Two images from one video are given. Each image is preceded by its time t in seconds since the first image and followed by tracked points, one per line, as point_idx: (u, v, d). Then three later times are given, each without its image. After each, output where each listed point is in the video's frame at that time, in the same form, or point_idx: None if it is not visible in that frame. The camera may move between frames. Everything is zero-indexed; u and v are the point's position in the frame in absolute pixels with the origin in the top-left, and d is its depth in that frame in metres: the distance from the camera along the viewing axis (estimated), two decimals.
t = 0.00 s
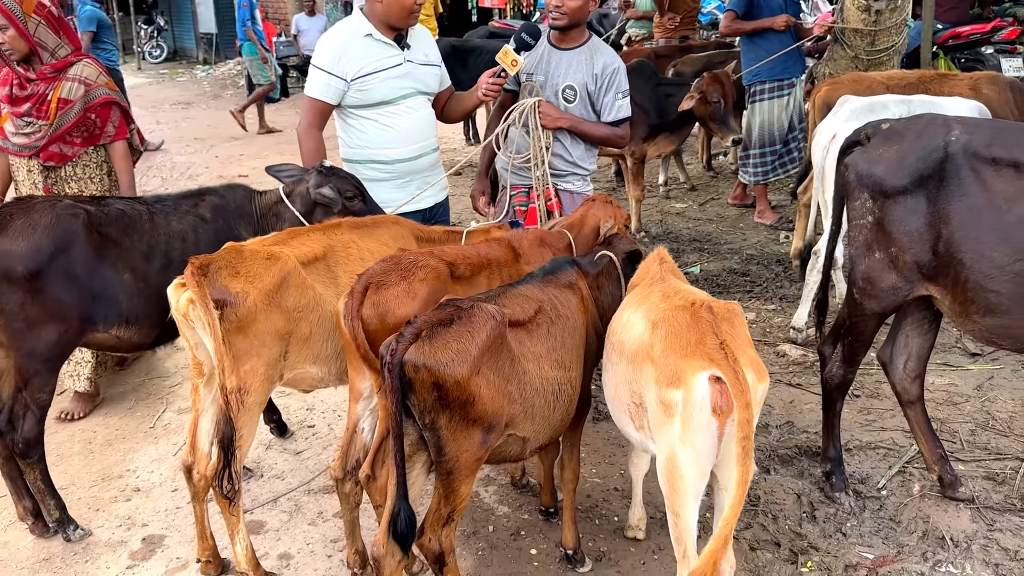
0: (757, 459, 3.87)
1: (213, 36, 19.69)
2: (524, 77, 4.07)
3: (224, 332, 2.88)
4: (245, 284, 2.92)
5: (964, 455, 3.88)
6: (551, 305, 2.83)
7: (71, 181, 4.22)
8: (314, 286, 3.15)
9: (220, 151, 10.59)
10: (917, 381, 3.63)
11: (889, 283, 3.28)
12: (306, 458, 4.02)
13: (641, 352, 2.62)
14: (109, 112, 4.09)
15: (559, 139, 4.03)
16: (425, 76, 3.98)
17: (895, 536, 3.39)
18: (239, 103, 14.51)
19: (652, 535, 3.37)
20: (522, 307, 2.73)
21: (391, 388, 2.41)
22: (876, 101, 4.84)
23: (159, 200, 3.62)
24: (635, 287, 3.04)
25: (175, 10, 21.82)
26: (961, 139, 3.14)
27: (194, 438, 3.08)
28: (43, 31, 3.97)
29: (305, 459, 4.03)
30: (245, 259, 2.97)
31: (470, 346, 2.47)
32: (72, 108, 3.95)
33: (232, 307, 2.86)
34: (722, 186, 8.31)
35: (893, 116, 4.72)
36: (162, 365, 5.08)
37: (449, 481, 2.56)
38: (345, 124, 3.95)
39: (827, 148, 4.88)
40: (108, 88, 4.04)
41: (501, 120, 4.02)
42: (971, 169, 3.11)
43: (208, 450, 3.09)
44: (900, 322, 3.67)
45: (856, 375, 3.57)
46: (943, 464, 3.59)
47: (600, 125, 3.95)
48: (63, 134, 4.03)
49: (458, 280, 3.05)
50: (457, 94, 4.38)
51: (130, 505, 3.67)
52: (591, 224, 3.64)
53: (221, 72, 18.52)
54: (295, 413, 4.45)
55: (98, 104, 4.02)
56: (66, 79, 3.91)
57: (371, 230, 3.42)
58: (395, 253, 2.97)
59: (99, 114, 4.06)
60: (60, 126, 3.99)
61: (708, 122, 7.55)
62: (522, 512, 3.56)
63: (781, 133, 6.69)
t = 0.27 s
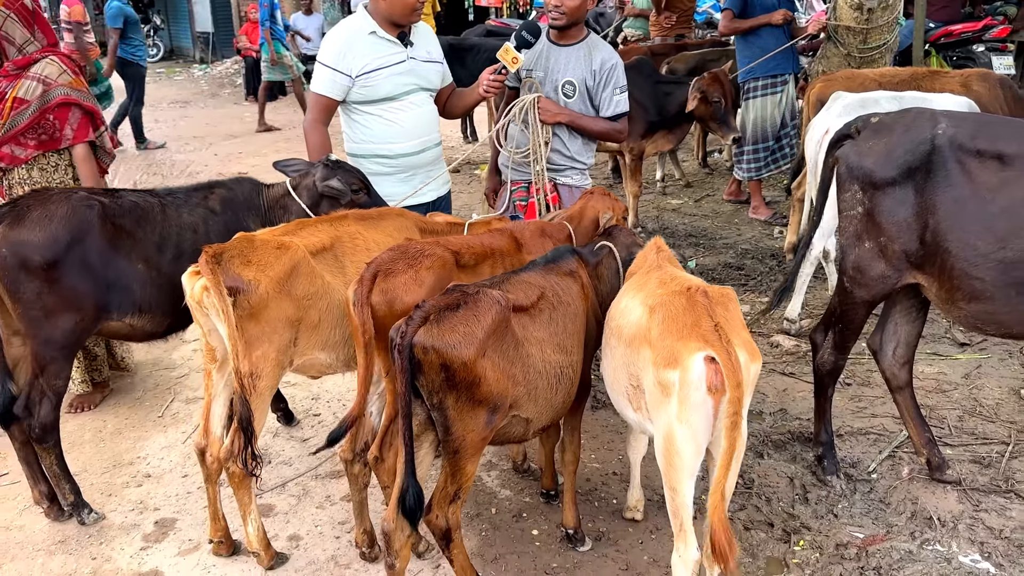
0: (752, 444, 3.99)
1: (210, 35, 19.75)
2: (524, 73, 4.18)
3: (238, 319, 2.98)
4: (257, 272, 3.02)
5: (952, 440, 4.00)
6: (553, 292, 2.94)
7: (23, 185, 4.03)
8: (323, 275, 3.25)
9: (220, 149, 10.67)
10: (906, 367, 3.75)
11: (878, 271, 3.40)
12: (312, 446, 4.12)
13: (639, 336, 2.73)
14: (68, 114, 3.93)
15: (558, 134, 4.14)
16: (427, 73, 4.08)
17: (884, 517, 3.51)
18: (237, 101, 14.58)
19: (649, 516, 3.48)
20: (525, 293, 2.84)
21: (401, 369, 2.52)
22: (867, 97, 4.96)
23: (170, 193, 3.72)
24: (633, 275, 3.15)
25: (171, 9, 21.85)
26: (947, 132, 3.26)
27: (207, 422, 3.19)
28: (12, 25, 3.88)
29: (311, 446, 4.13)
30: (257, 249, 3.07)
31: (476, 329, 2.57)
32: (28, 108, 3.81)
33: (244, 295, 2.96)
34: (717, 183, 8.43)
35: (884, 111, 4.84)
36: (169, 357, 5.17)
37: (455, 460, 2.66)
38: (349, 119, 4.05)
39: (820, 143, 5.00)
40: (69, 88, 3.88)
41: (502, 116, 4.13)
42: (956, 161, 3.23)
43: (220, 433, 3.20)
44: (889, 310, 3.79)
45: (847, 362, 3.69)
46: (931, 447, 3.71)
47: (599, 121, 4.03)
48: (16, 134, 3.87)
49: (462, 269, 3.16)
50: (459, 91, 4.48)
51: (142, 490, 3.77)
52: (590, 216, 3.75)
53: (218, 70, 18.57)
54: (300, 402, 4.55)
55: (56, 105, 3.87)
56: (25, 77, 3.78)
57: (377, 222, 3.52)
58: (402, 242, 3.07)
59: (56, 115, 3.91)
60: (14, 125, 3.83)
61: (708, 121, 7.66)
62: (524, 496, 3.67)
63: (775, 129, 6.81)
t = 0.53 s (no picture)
0: (743, 434, 4.07)
1: (204, 35, 19.77)
2: (519, 70, 4.25)
3: (241, 310, 3.05)
4: (259, 264, 3.09)
5: (939, 429, 4.09)
6: (549, 283, 3.02)
7: None
8: (323, 268, 3.32)
9: (215, 148, 10.72)
10: (893, 357, 3.85)
11: (865, 263, 3.49)
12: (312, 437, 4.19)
13: (632, 324, 2.81)
14: None
15: (552, 129, 4.22)
16: (424, 71, 4.16)
17: (872, 503, 3.59)
18: (232, 101, 14.62)
19: (643, 503, 3.56)
20: (522, 284, 2.92)
21: (402, 356, 2.59)
22: (856, 94, 5.07)
23: (172, 188, 3.78)
24: (626, 267, 3.23)
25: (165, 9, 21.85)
26: (932, 127, 3.35)
27: (210, 411, 3.26)
28: None
29: (311, 437, 4.20)
30: (259, 242, 3.14)
31: (475, 318, 2.65)
32: None
33: (247, 286, 3.03)
34: (710, 180, 8.52)
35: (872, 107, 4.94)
36: (168, 351, 5.23)
37: (454, 445, 2.74)
38: (348, 116, 4.12)
39: (809, 139, 5.09)
40: None
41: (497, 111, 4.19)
42: (940, 154, 3.32)
43: (223, 422, 3.27)
44: (876, 302, 3.89)
45: (835, 352, 3.78)
46: (918, 435, 3.80)
47: (592, 116, 4.12)
48: None
49: (460, 261, 3.24)
50: (455, 89, 4.55)
51: (144, 481, 3.83)
52: (584, 211, 3.84)
53: (212, 70, 18.59)
54: (299, 395, 4.61)
55: None
56: None
57: (376, 216, 3.59)
58: (401, 235, 3.14)
59: None
60: None
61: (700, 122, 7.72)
62: (520, 484, 3.74)
63: (766, 126, 6.90)
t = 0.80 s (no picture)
0: (735, 432, 4.11)
1: (198, 36, 19.75)
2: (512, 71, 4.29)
3: (237, 309, 3.07)
4: (255, 264, 3.11)
5: (929, 427, 4.13)
6: (542, 282, 3.05)
7: None
8: (318, 268, 3.34)
9: (209, 149, 10.73)
10: (883, 355, 3.89)
11: (855, 262, 3.54)
12: (307, 436, 4.21)
13: (625, 323, 2.84)
14: None
15: (546, 130, 4.25)
16: (419, 72, 4.18)
17: (863, 500, 3.63)
18: (225, 102, 14.61)
19: (636, 500, 3.59)
20: (516, 283, 2.95)
21: (397, 354, 2.62)
22: (847, 95, 5.12)
23: (168, 189, 3.80)
24: (619, 266, 3.27)
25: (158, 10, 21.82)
26: (920, 127, 3.39)
27: (207, 411, 3.29)
28: None
29: (306, 437, 4.22)
30: (255, 242, 3.16)
31: (469, 317, 2.68)
32: None
33: (243, 286, 3.05)
34: (703, 181, 8.57)
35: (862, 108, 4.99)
36: (163, 352, 5.24)
37: (449, 443, 2.77)
38: (342, 117, 4.15)
39: (801, 140, 5.13)
40: None
41: (490, 112, 4.22)
42: (929, 154, 3.36)
43: (220, 421, 3.30)
44: (866, 300, 3.93)
45: (826, 350, 3.82)
46: (908, 433, 3.84)
47: (584, 117, 4.15)
48: None
49: (454, 261, 3.26)
50: (450, 90, 4.58)
51: (140, 480, 3.85)
52: (577, 211, 3.87)
53: (206, 71, 18.58)
54: (294, 395, 4.63)
55: None
56: None
57: (371, 216, 3.61)
58: (396, 235, 3.17)
59: None
60: None
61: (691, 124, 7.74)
62: (515, 482, 3.77)
63: (757, 127, 6.95)
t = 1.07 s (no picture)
0: (727, 434, 4.12)
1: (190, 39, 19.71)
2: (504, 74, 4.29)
3: (228, 313, 3.07)
4: (247, 267, 3.10)
5: (920, 429, 4.14)
6: (534, 285, 3.05)
7: None
8: (310, 271, 3.34)
9: (201, 152, 10.70)
10: (874, 357, 3.90)
11: (846, 264, 3.55)
12: (299, 439, 4.20)
13: (617, 325, 2.85)
14: None
15: (538, 132, 4.26)
16: (411, 75, 4.18)
17: (855, 501, 3.64)
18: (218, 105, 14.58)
19: (628, 503, 3.59)
20: (507, 285, 2.95)
21: (389, 358, 2.61)
22: (837, 98, 5.13)
23: (159, 192, 3.79)
24: (611, 268, 3.27)
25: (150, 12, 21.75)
26: (910, 130, 3.41)
27: (198, 414, 3.28)
28: None
29: (298, 440, 4.21)
30: (246, 245, 3.15)
31: (460, 320, 2.68)
32: None
33: (235, 288, 3.04)
34: (695, 183, 8.59)
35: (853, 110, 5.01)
36: (155, 355, 5.22)
37: (440, 446, 2.76)
38: (333, 120, 4.15)
39: (792, 142, 5.15)
40: None
41: (483, 115, 4.23)
42: (919, 157, 3.38)
43: (211, 424, 3.29)
44: (857, 302, 3.95)
45: (817, 352, 3.83)
46: (900, 434, 3.85)
47: (576, 120, 4.15)
48: None
49: (446, 263, 3.26)
50: (442, 94, 4.58)
51: (132, 484, 3.83)
52: (569, 213, 3.87)
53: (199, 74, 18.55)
54: (285, 398, 4.62)
55: None
56: None
57: (363, 219, 3.61)
58: (387, 238, 3.16)
59: None
60: None
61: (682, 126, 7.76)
62: (507, 485, 3.77)
63: (749, 130, 6.97)
